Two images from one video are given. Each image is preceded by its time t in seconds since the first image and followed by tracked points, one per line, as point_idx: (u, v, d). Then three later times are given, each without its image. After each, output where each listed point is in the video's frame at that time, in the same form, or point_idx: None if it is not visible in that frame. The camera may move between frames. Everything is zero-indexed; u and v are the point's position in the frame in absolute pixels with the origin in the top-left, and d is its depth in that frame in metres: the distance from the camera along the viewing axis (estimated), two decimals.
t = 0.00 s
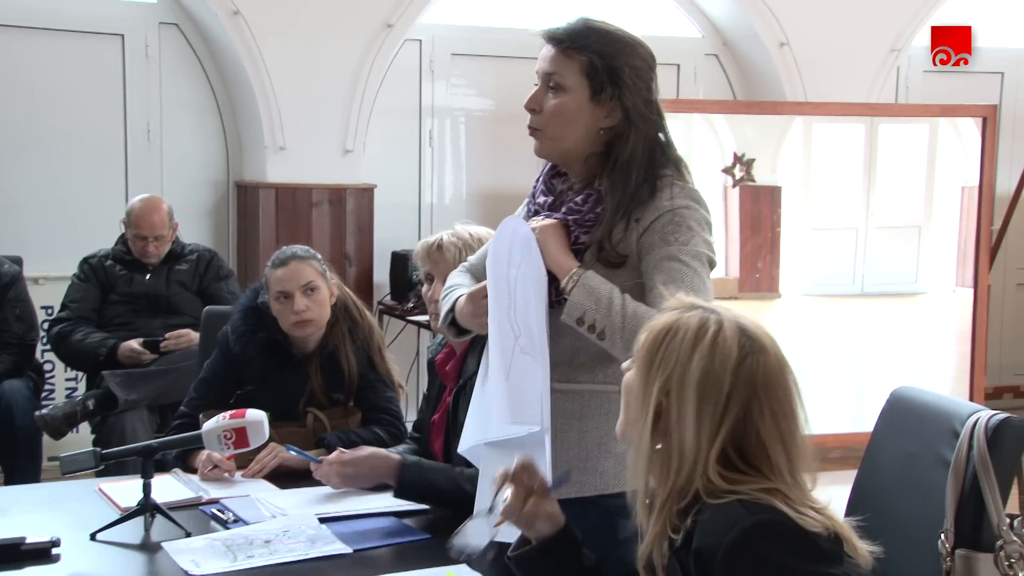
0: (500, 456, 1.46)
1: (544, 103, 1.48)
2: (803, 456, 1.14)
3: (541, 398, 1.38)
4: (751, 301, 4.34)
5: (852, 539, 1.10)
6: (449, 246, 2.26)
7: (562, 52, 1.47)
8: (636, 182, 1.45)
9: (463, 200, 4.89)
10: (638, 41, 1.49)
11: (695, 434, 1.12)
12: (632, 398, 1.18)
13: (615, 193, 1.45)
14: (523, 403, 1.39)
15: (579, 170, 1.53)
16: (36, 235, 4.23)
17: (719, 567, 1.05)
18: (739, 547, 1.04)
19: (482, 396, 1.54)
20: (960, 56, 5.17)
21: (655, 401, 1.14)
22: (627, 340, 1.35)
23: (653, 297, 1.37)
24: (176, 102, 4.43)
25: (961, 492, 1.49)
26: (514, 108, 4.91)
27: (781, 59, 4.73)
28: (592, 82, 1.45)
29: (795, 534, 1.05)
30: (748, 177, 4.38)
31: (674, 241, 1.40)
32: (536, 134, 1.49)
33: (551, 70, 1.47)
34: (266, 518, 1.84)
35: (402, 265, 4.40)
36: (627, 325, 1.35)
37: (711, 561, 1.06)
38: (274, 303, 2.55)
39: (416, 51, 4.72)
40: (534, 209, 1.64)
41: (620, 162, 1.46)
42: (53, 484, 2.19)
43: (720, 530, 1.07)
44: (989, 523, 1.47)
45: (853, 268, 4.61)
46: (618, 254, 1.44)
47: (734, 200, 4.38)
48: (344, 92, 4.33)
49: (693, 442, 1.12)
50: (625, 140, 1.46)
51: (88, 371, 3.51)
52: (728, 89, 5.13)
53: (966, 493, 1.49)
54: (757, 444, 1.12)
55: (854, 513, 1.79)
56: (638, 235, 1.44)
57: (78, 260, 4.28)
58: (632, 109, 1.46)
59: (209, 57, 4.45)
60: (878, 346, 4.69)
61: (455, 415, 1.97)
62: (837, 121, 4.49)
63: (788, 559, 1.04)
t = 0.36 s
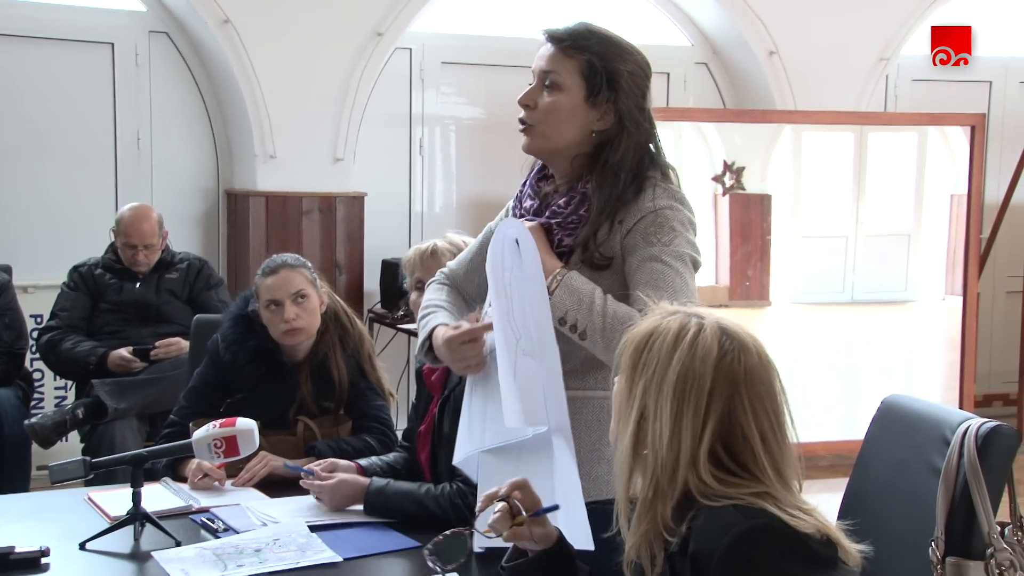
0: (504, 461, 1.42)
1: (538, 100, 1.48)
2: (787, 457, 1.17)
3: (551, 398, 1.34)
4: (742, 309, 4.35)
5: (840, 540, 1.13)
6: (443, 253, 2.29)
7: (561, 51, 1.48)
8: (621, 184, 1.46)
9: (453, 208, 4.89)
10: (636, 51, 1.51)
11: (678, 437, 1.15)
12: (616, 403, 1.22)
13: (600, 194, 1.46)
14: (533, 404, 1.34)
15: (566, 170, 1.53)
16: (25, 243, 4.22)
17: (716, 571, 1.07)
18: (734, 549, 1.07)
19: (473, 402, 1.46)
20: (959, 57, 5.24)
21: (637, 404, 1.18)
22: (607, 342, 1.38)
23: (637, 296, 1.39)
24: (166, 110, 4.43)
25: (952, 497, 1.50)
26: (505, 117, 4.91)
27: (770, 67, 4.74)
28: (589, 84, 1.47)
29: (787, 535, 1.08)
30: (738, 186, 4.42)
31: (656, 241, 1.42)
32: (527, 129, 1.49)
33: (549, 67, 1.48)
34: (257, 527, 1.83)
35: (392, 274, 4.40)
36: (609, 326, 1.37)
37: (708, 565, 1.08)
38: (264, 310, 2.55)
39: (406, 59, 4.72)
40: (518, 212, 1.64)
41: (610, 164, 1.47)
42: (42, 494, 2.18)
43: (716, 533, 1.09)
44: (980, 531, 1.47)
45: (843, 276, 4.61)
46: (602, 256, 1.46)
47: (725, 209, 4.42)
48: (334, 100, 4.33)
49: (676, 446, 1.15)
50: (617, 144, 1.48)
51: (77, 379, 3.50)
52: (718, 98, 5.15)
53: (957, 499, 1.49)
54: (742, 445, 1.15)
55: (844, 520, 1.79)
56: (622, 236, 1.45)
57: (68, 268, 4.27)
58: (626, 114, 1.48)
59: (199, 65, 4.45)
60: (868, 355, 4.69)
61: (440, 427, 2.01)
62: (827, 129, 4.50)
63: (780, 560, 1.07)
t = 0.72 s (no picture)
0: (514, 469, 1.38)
1: (537, 119, 1.45)
2: (838, 459, 1.14)
3: (556, 395, 1.29)
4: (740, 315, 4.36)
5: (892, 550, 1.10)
6: (435, 261, 2.28)
7: (549, 70, 1.44)
8: (625, 193, 1.45)
9: (450, 214, 4.88)
10: (627, 53, 1.47)
11: (723, 428, 1.13)
12: (662, 394, 1.21)
13: (605, 204, 1.45)
14: (536, 402, 1.28)
15: (567, 180, 1.52)
16: (20, 250, 4.21)
17: None
18: (781, 552, 1.05)
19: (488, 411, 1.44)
20: (959, 57, 5.21)
21: (686, 393, 1.16)
22: (607, 348, 1.33)
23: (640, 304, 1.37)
24: (161, 115, 4.42)
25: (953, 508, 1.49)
26: (503, 122, 4.90)
27: (769, 72, 4.73)
28: (586, 96, 1.44)
29: (840, 543, 1.05)
30: (737, 191, 4.40)
31: (658, 249, 1.41)
32: (530, 149, 1.48)
33: (540, 86, 1.45)
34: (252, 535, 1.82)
35: (388, 280, 4.38)
36: (608, 330, 1.33)
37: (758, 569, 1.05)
38: (259, 317, 2.53)
39: (403, 64, 4.71)
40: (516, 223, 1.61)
41: (616, 170, 1.46)
42: (35, 501, 2.16)
43: (766, 535, 1.06)
44: (981, 540, 1.47)
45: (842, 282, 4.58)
46: (604, 262, 1.45)
47: (723, 215, 4.41)
48: (330, 106, 4.32)
49: (720, 438, 1.13)
50: (619, 152, 1.46)
51: (72, 386, 3.48)
52: (716, 103, 5.13)
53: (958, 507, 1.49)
54: (791, 442, 1.13)
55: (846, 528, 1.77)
56: (624, 244, 1.44)
57: (62, 274, 4.26)
58: (625, 122, 1.46)
59: (194, 70, 4.44)
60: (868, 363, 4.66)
61: (431, 439, 2.01)
62: (825, 135, 4.50)
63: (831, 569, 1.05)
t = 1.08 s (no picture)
0: (518, 475, 1.35)
1: (534, 128, 1.42)
2: (922, 461, 1.12)
3: (565, 402, 1.23)
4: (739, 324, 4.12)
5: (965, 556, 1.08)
6: (436, 267, 2.25)
7: (545, 77, 1.41)
8: (626, 197, 1.42)
9: (449, 218, 4.85)
10: (623, 56, 1.44)
11: (819, 431, 1.11)
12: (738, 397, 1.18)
13: (606, 209, 1.42)
14: (546, 408, 1.24)
15: (568, 185, 1.48)
16: (12, 255, 4.17)
17: None
18: (864, 567, 1.03)
19: (490, 417, 1.41)
20: (957, 57, 5.12)
21: (773, 393, 1.13)
22: (608, 353, 1.30)
23: (641, 309, 1.34)
24: (156, 119, 4.39)
25: (958, 518, 1.53)
26: (502, 126, 4.87)
27: (772, 75, 4.70)
28: (582, 100, 1.40)
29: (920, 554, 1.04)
30: (739, 196, 4.35)
31: (660, 254, 1.38)
32: (529, 157, 1.45)
33: (536, 93, 1.41)
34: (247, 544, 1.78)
35: (385, 287, 4.35)
36: (610, 335, 1.29)
37: None
38: (256, 324, 2.51)
39: (401, 67, 4.67)
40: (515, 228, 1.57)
41: (617, 173, 1.43)
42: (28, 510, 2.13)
43: (841, 546, 1.04)
44: (986, 550, 1.49)
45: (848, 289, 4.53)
46: (605, 267, 1.42)
47: (725, 219, 4.34)
48: (327, 109, 4.29)
49: (815, 440, 1.11)
50: (618, 157, 1.43)
51: (64, 394, 3.45)
52: (717, 107, 5.11)
53: (963, 518, 1.52)
54: (877, 448, 1.11)
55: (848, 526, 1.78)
56: (624, 249, 1.41)
57: (55, 280, 4.22)
58: (624, 125, 1.42)
59: (189, 73, 4.41)
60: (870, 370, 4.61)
61: (431, 446, 1.98)
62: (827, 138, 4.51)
63: None
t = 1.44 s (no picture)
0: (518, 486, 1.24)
1: (534, 130, 1.33)
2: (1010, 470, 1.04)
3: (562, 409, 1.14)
4: (748, 328, 4.19)
5: None
6: (436, 268, 2.16)
7: (541, 78, 1.31)
8: (630, 199, 1.33)
9: (446, 220, 4.75)
10: (624, 53, 1.35)
11: (960, 448, 1.03)
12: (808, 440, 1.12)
13: (608, 211, 1.33)
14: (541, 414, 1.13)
15: (568, 186, 1.39)
16: None
17: None
18: None
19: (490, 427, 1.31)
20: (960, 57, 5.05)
21: (907, 409, 1.05)
22: (609, 358, 1.20)
23: (645, 318, 1.24)
24: (141, 118, 4.30)
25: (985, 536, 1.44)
26: (500, 124, 4.77)
27: (780, 72, 4.62)
28: (581, 100, 1.31)
29: None
30: (746, 198, 4.26)
31: (664, 257, 1.29)
32: (526, 157, 1.36)
33: (534, 92, 1.32)
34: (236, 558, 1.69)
35: (380, 291, 4.26)
36: (612, 339, 1.19)
37: None
38: (246, 329, 2.42)
39: (396, 64, 4.59)
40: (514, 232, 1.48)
41: (619, 174, 1.34)
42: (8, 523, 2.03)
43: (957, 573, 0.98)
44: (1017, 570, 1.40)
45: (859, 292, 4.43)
46: (607, 270, 1.33)
47: (732, 221, 4.25)
48: (319, 108, 4.20)
49: (956, 456, 1.03)
50: (621, 157, 1.34)
51: (46, 403, 3.38)
52: (724, 105, 5.01)
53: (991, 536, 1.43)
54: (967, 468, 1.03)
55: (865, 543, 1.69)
56: (627, 252, 1.33)
57: (38, 284, 4.13)
58: (626, 125, 1.33)
59: (175, 68, 4.32)
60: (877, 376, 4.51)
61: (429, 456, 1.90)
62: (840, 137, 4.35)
63: None
